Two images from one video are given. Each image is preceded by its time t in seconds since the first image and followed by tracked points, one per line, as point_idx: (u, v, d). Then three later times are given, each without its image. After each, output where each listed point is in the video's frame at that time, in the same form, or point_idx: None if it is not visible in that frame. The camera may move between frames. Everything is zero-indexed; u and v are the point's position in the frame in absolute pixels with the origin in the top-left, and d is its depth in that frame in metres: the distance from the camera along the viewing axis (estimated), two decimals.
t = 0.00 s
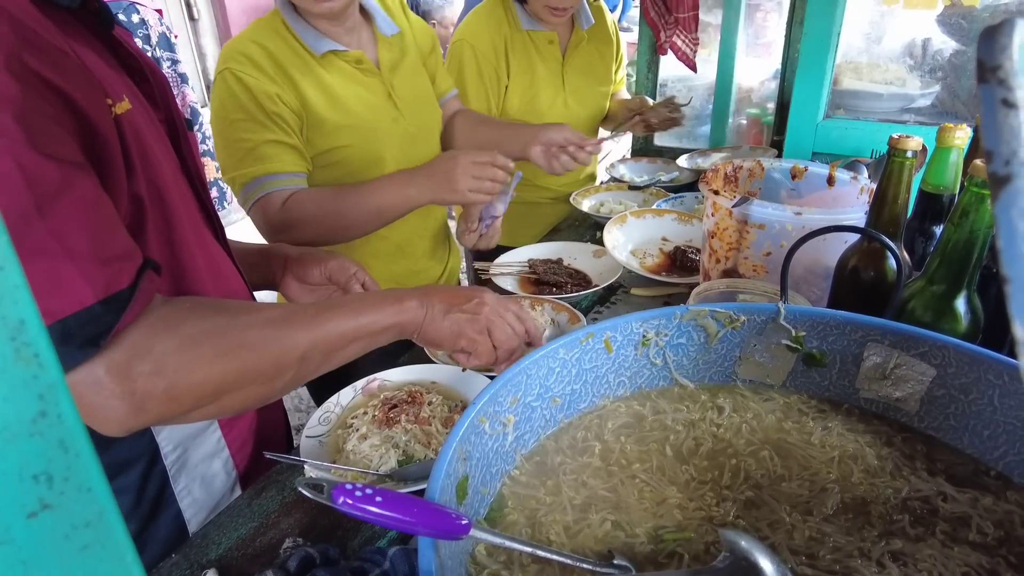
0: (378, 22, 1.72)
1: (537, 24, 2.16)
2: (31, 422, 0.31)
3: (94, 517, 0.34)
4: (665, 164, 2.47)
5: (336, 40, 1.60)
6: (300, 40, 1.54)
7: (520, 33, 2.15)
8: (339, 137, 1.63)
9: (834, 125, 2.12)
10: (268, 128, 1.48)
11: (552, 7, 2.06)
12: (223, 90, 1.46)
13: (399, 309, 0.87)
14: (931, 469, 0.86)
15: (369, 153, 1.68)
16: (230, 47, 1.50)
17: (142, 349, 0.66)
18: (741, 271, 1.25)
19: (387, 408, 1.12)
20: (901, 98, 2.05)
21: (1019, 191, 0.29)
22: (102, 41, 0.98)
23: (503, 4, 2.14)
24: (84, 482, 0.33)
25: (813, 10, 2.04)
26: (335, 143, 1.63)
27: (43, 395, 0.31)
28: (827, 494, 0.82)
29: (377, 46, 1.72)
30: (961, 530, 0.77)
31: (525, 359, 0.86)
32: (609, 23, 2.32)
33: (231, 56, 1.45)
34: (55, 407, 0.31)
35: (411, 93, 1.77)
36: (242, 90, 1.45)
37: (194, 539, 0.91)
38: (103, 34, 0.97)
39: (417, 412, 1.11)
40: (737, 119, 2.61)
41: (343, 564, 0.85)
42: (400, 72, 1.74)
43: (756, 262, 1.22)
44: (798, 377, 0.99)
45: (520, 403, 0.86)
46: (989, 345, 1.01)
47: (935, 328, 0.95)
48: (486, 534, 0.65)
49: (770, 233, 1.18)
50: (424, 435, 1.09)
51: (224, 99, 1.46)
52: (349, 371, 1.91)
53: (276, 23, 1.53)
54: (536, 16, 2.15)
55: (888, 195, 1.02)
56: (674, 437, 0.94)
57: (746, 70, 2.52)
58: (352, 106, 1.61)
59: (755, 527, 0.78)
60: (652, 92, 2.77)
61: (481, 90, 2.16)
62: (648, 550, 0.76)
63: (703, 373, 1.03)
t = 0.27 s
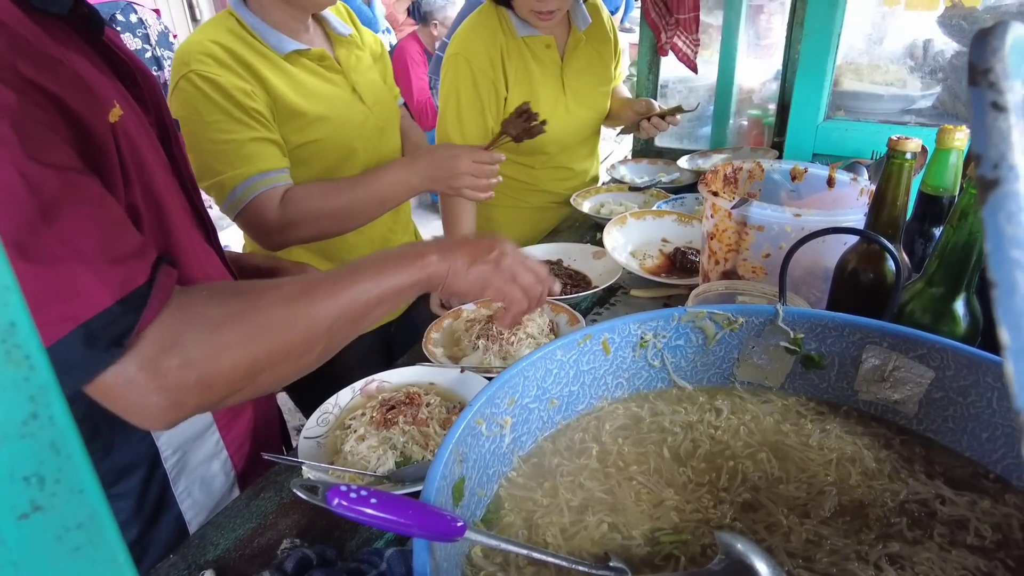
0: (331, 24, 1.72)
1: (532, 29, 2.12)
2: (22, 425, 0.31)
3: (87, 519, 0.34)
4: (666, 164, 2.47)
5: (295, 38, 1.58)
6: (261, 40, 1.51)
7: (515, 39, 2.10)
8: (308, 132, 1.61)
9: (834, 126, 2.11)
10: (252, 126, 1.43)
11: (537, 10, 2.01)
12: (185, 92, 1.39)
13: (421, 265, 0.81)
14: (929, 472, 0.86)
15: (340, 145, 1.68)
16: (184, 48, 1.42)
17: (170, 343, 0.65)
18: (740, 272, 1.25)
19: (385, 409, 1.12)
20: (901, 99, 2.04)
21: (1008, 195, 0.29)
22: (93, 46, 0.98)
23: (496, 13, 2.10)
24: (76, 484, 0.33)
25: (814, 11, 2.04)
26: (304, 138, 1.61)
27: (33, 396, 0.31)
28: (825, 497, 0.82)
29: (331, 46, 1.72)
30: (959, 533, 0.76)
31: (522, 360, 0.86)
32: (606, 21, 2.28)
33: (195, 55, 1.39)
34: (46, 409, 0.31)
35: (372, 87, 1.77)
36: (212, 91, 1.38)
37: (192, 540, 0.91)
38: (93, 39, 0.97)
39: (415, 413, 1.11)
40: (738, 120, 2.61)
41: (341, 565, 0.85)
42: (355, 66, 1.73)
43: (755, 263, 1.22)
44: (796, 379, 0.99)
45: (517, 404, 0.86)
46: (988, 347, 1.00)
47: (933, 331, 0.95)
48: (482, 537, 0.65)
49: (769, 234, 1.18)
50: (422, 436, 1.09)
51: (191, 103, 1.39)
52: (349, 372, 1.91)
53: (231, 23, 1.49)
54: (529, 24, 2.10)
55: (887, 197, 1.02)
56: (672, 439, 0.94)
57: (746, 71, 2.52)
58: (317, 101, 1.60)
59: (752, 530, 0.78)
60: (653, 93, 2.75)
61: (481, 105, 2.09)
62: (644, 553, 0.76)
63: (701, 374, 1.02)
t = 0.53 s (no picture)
0: (313, 27, 1.74)
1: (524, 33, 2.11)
2: (21, 427, 0.31)
3: (87, 521, 0.34)
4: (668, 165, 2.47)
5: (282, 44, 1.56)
6: (249, 42, 1.49)
7: (507, 45, 2.10)
8: (293, 138, 1.60)
9: (836, 128, 2.11)
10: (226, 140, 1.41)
11: (523, 15, 2.00)
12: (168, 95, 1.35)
13: (405, 193, 0.75)
14: (930, 475, 0.85)
15: (324, 151, 1.66)
16: (169, 50, 1.38)
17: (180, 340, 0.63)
18: (741, 274, 1.25)
19: (385, 411, 1.12)
20: (903, 101, 2.04)
21: (1007, 200, 0.29)
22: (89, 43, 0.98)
23: (485, 21, 2.09)
24: (74, 486, 0.33)
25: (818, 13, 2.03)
26: (290, 144, 1.60)
27: (33, 399, 0.31)
28: (826, 500, 0.82)
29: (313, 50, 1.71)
30: (960, 536, 0.76)
31: (523, 362, 0.86)
32: (598, 16, 2.29)
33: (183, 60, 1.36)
34: (45, 411, 0.31)
35: (354, 95, 1.76)
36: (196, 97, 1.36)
37: (192, 541, 0.91)
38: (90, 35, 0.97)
39: (415, 414, 1.11)
40: (740, 121, 2.61)
41: (341, 567, 0.85)
42: (338, 72, 1.73)
43: (756, 265, 1.22)
44: (797, 381, 0.99)
45: (517, 406, 0.86)
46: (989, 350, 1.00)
47: (935, 333, 0.94)
48: (482, 539, 0.65)
49: (770, 236, 1.17)
50: (422, 437, 1.09)
51: (174, 109, 1.36)
52: (350, 372, 1.91)
53: (219, 22, 1.46)
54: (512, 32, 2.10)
55: (889, 199, 1.02)
56: (672, 441, 0.93)
57: (748, 72, 2.52)
58: (301, 107, 1.58)
59: (752, 532, 0.78)
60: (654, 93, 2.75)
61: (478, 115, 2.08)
62: (644, 555, 0.76)
63: (702, 376, 1.02)
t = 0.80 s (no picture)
0: (306, 31, 1.74)
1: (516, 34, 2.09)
2: (19, 427, 0.30)
3: (84, 521, 0.32)
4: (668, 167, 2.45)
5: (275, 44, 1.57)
6: (241, 42, 1.50)
7: (500, 47, 2.08)
8: (282, 139, 1.58)
9: (838, 128, 2.11)
10: (208, 142, 1.42)
11: (516, 17, 1.99)
12: (155, 95, 1.37)
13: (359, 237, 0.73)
14: (932, 477, 0.85)
15: (310, 155, 1.64)
16: (159, 53, 1.40)
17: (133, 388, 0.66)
18: (743, 276, 1.25)
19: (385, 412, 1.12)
20: (905, 101, 2.03)
21: (1008, 201, 0.29)
22: (28, 64, 1.03)
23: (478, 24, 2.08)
24: (73, 486, 0.32)
25: (819, 13, 2.03)
26: (278, 145, 1.57)
27: (31, 399, 0.30)
28: (827, 502, 0.82)
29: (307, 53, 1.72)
30: (962, 539, 0.76)
31: (524, 363, 0.86)
32: (593, 14, 2.29)
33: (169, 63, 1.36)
34: (43, 411, 0.30)
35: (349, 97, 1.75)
36: (180, 98, 1.37)
37: (192, 541, 0.91)
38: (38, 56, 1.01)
39: (416, 415, 1.11)
40: (741, 122, 2.61)
41: (341, 568, 0.85)
42: (330, 75, 1.72)
43: (757, 266, 1.21)
44: (798, 383, 0.99)
45: (518, 407, 0.85)
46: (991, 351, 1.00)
47: (937, 334, 0.94)
48: (483, 541, 0.64)
49: (772, 237, 1.17)
50: (423, 438, 1.09)
51: (158, 109, 1.37)
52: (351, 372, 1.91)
53: (211, 24, 1.47)
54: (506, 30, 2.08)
55: (890, 200, 1.01)
56: (673, 442, 0.93)
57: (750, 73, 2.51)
58: (289, 107, 1.57)
59: (753, 534, 0.78)
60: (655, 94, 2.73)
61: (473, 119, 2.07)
62: (644, 557, 0.75)
63: (703, 378, 1.02)
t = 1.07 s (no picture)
0: (307, 30, 1.74)
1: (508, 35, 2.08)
2: (10, 428, 0.29)
3: (77, 522, 0.32)
4: (670, 168, 2.44)
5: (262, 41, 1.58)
6: (224, 39, 1.52)
7: (491, 48, 2.08)
8: (255, 136, 1.58)
9: (840, 129, 2.10)
10: (177, 137, 1.45)
11: (504, 21, 1.98)
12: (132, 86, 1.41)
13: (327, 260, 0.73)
14: (933, 479, 0.85)
15: (285, 155, 1.63)
16: (142, 49, 1.44)
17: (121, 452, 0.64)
18: (743, 277, 1.24)
19: (384, 412, 1.11)
20: (907, 102, 2.03)
21: (1008, 201, 0.28)
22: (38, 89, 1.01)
23: (469, 25, 2.08)
24: (66, 487, 0.31)
25: (819, 13, 2.03)
26: (252, 142, 1.58)
27: (23, 400, 0.29)
28: (827, 504, 0.81)
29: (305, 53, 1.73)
30: (963, 542, 0.75)
31: (522, 365, 0.85)
32: (591, 14, 2.26)
33: (142, 58, 1.40)
34: (35, 411, 0.29)
35: (338, 98, 1.75)
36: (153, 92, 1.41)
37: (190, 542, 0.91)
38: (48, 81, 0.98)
39: (415, 416, 1.11)
40: (743, 123, 2.61)
41: (339, 569, 0.85)
42: (320, 75, 1.72)
43: (758, 267, 1.21)
44: (799, 384, 0.98)
45: (516, 408, 0.85)
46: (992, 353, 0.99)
47: (938, 335, 0.93)
48: (480, 542, 0.64)
49: (773, 238, 1.17)
50: (422, 439, 1.09)
51: (135, 101, 1.42)
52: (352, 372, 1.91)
53: (198, 22, 1.51)
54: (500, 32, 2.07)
55: (891, 201, 1.01)
56: (672, 444, 0.93)
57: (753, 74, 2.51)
58: (268, 106, 1.58)
59: (753, 537, 0.77)
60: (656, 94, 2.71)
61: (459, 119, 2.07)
62: (643, 559, 0.75)
63: (703, 379, 1.02)
